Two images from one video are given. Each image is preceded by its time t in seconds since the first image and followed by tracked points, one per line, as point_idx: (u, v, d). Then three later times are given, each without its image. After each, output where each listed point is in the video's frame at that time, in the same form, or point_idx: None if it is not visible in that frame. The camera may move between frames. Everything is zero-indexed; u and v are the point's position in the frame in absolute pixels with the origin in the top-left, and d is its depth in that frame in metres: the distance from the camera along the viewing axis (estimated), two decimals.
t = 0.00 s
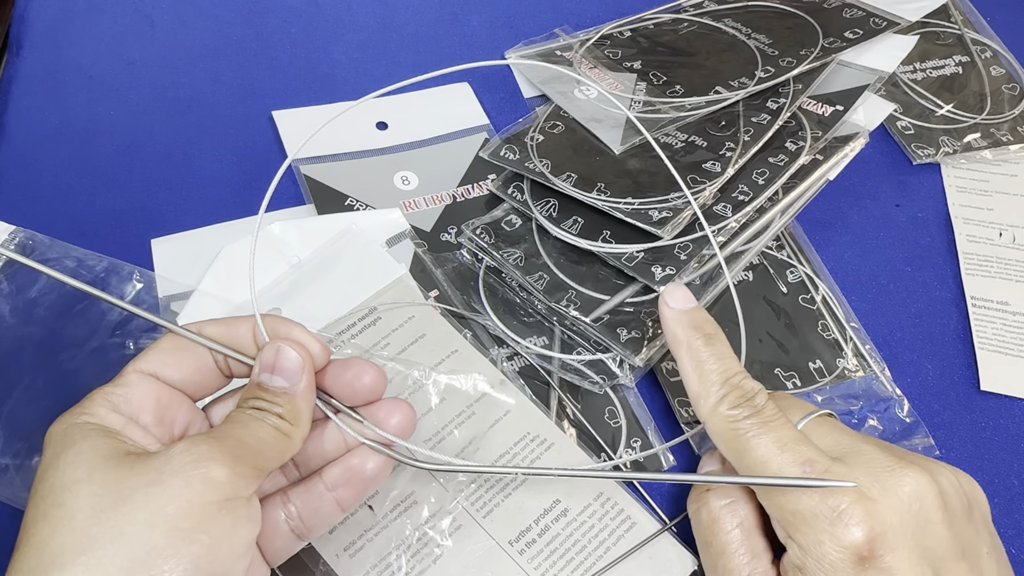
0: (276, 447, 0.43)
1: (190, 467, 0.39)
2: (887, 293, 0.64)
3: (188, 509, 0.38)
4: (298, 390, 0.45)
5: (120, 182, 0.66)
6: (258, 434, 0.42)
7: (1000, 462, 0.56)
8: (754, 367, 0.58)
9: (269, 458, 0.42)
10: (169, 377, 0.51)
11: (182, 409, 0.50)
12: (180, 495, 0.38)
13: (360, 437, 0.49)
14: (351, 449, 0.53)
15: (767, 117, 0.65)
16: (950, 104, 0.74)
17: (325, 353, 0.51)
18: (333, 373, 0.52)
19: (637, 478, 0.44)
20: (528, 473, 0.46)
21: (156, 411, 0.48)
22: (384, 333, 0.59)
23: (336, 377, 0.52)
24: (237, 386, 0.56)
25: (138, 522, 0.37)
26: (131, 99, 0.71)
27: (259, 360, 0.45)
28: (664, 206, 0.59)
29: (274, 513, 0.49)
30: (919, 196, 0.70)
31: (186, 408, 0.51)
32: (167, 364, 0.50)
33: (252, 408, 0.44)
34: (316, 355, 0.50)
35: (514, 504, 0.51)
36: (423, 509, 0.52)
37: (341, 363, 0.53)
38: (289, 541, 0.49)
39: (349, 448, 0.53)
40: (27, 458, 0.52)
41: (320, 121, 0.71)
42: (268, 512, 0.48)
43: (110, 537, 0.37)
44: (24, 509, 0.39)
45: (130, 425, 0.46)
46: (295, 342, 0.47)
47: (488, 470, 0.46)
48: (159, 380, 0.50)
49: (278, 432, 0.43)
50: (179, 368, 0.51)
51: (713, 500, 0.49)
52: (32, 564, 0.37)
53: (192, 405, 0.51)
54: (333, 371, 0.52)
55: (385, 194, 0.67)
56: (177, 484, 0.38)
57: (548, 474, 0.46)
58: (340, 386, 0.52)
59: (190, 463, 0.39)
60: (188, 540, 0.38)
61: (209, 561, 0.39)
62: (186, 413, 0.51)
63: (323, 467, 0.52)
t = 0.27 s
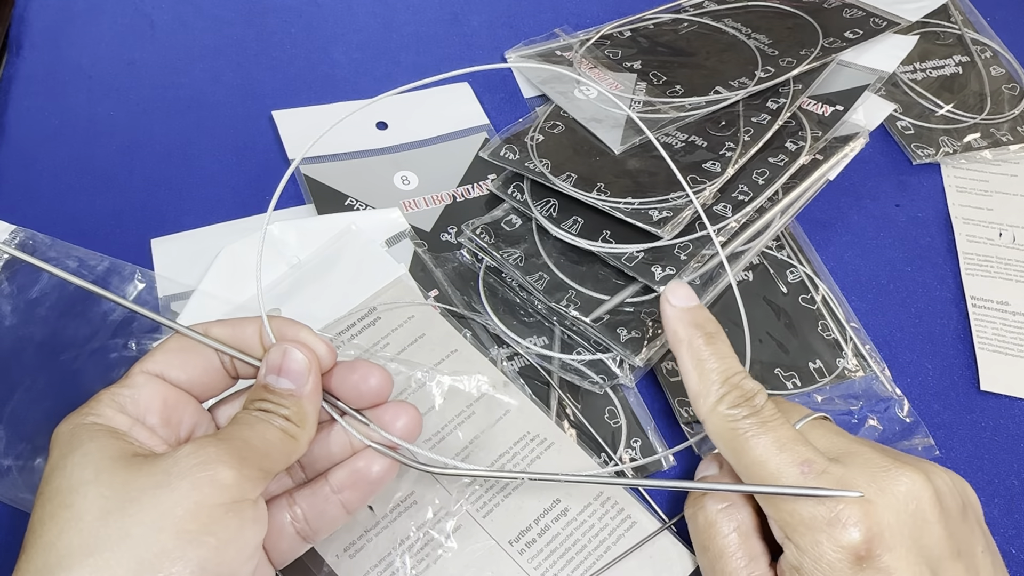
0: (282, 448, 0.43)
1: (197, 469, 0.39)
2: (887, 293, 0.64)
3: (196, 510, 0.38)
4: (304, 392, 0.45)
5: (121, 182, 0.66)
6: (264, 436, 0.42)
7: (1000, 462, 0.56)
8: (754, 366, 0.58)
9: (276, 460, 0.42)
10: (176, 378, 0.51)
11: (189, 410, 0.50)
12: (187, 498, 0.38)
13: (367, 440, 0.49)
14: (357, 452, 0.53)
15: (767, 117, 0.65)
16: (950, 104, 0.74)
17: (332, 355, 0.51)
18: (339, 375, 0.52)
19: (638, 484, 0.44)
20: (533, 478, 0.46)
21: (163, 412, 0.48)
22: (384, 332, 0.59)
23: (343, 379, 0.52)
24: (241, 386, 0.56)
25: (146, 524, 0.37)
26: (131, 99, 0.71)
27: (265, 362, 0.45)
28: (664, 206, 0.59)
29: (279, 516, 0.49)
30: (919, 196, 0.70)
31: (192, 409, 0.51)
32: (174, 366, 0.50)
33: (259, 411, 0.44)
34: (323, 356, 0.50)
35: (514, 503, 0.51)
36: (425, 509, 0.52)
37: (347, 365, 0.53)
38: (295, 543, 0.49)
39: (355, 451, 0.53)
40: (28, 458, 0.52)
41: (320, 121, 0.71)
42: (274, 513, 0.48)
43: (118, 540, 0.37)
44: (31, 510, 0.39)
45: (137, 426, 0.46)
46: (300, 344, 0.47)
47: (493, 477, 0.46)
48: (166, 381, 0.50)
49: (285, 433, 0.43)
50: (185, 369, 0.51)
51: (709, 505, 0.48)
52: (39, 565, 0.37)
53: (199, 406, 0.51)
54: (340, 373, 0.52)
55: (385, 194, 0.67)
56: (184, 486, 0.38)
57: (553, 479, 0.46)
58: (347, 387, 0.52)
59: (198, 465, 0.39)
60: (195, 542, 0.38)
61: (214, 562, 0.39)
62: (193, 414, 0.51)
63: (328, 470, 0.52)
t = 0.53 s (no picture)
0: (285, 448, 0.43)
1: (200, 469, 0.39)
2: (887, 293, 0.64)
3: (199, 510, 0.38)
4: (307, 392, 0.45)
5: (121, 182, 0.66)
6: (267, 436, 0.42)
7: (1000, 462, 0.56)
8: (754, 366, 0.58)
9: (278, 460, 0.42)
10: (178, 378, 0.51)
11: (193, 409, 0.50)
12: (190, 497, 0.38)
13: (369, 440, 0.49)
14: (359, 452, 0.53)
15: (767, 117, 0.65)
16: (950, 104, 0.74)
17: (334, 355, 0.51)
18: (341, 375, 0.52)
19: (640, 485, 0.44)
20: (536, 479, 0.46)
21: (166, 412, 0.49)
22: (384, 332, 0.59)
23: (345, 378, 0.52)
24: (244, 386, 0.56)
25: (150, 524, 0.37)
26: (132, 99, 0.71)
27: (268, 362, 0.45)
28: (664, 206, 0.59)
29: (283, 515, 0.49)
30: (919, 196, 0.70)
31: (195, 408, 0.51)
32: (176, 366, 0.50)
33: (262, 411, 0.44)
34: (325, 356, 0.50)
35: (514, 503, 0.52)
36: (426, 509, 0.52)
37: (349, 365, 0.53)
38: (298, 542, 0.49)
39: (357, 450, 0.53)
40: (29, 458, 0.52)
41: (320, 121, 0.71)
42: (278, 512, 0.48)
43: (121, 539, 0.37)
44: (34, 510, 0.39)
45: (140, 425, 0.46)
46: (302, 344, 0.47)
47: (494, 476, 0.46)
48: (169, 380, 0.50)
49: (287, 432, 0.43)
50: (188, 369, 0.51)
51: (709, 501, 0.49)
52: (42, 565, 0.37)
53: (202, 405, 0.51)
54: (342, 373, 0.52)
55: (385, 194, 0.67)
56: (187, 486, 0.38)
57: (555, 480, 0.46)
58: (349, 387, 0.52)
59: (201, 464, 0.39)
60: (198, 541, 0.38)
61: (217, 561, 0.39)
62: (196, 413, 0.51)
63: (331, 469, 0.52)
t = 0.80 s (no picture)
0: (285, 448, 0.43)
1: (201, 468, 0.39)
2: (887, 293, 0.64)
3: (200, 510, 0.38)
4: (307, 392, 0.45)
5: (121, 181, 0.66)
6: (268, 435, 0.42)
7: (1000, 462, 0.56)
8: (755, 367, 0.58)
9: (279, 460, 0.42)
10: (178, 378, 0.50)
11: (193, 409, 0.50)
12: (191, 496, 0.38)
13: (369, 439, 0.49)
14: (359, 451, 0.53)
15: (767, 117, 0.65)
16: (950, 104, 0.74)
17: (334, 354, 0.51)
18: (341, 375, 0.52)
19: (641, 487, 0.44)
20: (537, 480, 0.46)
21: (167, 411, 0.49)
22: (383, 332, 0.59)
23: (345, 378, 0.52)
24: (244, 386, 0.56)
25: (151, 523, 0.37)
26: (131, 99, 0.71)
27: (269, 362, 0.45)
28: (664, 206, 0.59)
29: (283, 515, 0.49)
30: (919, 196, 0.70)
31: (196, 408, 0.51)
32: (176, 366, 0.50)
33: (262, 411, 0.44)
34: (326, 356, 0.50)
35: (514, 503, 0.52)
36: (426, 509, 0.52)
37: (350, 364, 0.53)
38: (298, 542, 0.49)
39: (357, 450, 0.53)
40: (29, 458, 0.52)
41: (320, 121, 0.71)
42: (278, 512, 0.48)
43: (122, 539, 0.37)
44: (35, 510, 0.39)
45: (141, 425, 0.46)
46: (303, 345, 0.47)
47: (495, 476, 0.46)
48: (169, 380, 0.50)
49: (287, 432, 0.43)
50: (189, 368, 0.51)
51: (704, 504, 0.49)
52: (43, 565, 0.37)
53: (202, 405, 0.51)
54: (342, 372, 0.52)
55: (385, 194, 0.67)
56: (188, 486, 0.38)
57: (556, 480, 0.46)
58: (349, 386, 0.52)
59: (203, 464, 0.39)
60: (199, 541, 0.38)
61: (218, 561, 0.39)
62: (196, 412, 0.51)
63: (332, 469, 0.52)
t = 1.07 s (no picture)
0: (286, 450, 0.43)
1: (203, 469, 0.39)
2: (887, 293, 0.64)
3: (202, 511, 0.38)
4: (308, 393, 0.45)
5: (121, 181, 0.66)
6: (268, 436, 0.42)
7: (1000, 462, 0.56)
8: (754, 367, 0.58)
9: (281, 461, 0.42)
10: (178, 378, 0.51)
11: (194, 409, 0.50)
12: (193, 497, 0.38)
13: (370, 440, 0.49)
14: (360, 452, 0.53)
15: (767, 117, 0.65)
16: (950, 104, 0.74)
17: (335, 355, 0.51)
18: (343, 375, 0.52)
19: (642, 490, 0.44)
20: (538, 481, 0.46)
21: (167, 412, 0.49)
22: (383, 332, 0.59)
23: (346, 379, 0.52)
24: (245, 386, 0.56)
25: (152, 525, 0.38)
26: (131, 99, 0.71)
27: (270, 363, 0.45)
28: (664, 206, 0.59)
29: (284, 516, 0.49)
30: (919, 196, 0.70)
31: (196, 408, 0.51)
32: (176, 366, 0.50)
33: (263, 411, 0.44)
34: (327, 356, 0.50)
35: (514, 503, 0.52)
36: (427, 509, 0.52)
37: (352, 365, 0.53)
38: (299, 542, 0.49)
39: (358, 451, 0.53)
40: (29, 458, 0.52)
41: (320, 121, 0.71)
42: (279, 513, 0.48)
43: (124, 540, 0.37)
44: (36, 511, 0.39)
45: (141, 425, 0.46)
46: (305, 346, 0.47)
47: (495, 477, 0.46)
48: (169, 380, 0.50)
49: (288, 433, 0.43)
50: (190, 369, 0.51)
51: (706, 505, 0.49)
52: (44, 566, 0.37)
53: (202, 406, 0.52)
54: (344, 373, 0.52)
55: (385, 194, 0.67)
56: (189, 487, 0.38)
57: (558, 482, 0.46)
58: (351, 387, 0.52)
59: (205, 465, 0.39)
60: (200, 542, 0.38)
61: (219, 562, 0.39)
62: (196, 413, 0.51)
63: (333, 469, 0.52)
